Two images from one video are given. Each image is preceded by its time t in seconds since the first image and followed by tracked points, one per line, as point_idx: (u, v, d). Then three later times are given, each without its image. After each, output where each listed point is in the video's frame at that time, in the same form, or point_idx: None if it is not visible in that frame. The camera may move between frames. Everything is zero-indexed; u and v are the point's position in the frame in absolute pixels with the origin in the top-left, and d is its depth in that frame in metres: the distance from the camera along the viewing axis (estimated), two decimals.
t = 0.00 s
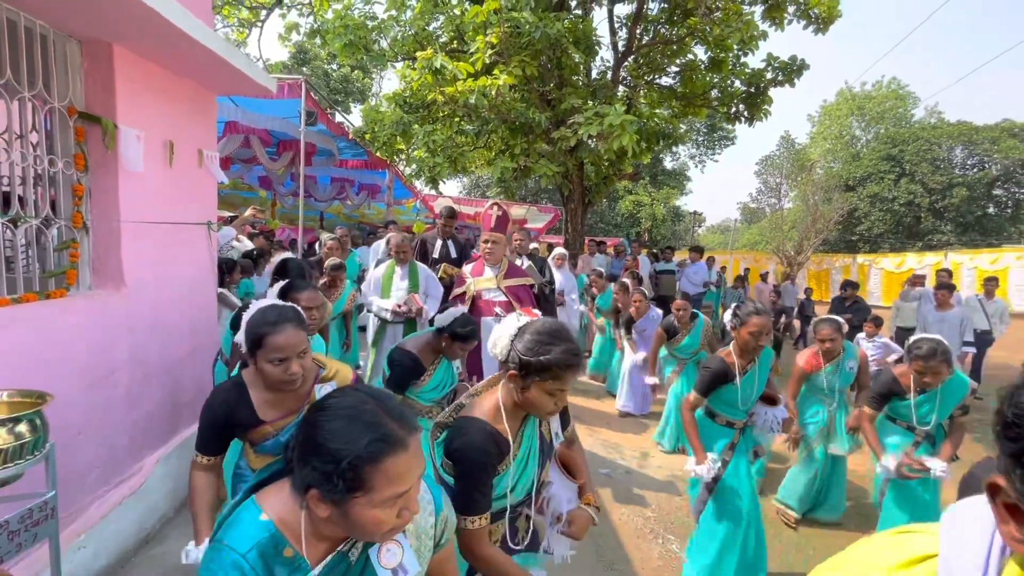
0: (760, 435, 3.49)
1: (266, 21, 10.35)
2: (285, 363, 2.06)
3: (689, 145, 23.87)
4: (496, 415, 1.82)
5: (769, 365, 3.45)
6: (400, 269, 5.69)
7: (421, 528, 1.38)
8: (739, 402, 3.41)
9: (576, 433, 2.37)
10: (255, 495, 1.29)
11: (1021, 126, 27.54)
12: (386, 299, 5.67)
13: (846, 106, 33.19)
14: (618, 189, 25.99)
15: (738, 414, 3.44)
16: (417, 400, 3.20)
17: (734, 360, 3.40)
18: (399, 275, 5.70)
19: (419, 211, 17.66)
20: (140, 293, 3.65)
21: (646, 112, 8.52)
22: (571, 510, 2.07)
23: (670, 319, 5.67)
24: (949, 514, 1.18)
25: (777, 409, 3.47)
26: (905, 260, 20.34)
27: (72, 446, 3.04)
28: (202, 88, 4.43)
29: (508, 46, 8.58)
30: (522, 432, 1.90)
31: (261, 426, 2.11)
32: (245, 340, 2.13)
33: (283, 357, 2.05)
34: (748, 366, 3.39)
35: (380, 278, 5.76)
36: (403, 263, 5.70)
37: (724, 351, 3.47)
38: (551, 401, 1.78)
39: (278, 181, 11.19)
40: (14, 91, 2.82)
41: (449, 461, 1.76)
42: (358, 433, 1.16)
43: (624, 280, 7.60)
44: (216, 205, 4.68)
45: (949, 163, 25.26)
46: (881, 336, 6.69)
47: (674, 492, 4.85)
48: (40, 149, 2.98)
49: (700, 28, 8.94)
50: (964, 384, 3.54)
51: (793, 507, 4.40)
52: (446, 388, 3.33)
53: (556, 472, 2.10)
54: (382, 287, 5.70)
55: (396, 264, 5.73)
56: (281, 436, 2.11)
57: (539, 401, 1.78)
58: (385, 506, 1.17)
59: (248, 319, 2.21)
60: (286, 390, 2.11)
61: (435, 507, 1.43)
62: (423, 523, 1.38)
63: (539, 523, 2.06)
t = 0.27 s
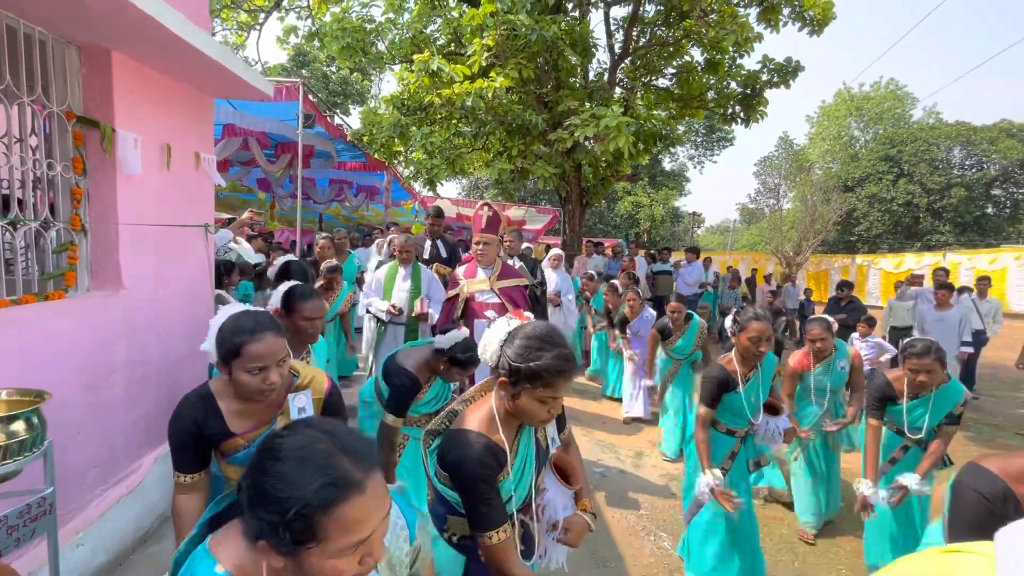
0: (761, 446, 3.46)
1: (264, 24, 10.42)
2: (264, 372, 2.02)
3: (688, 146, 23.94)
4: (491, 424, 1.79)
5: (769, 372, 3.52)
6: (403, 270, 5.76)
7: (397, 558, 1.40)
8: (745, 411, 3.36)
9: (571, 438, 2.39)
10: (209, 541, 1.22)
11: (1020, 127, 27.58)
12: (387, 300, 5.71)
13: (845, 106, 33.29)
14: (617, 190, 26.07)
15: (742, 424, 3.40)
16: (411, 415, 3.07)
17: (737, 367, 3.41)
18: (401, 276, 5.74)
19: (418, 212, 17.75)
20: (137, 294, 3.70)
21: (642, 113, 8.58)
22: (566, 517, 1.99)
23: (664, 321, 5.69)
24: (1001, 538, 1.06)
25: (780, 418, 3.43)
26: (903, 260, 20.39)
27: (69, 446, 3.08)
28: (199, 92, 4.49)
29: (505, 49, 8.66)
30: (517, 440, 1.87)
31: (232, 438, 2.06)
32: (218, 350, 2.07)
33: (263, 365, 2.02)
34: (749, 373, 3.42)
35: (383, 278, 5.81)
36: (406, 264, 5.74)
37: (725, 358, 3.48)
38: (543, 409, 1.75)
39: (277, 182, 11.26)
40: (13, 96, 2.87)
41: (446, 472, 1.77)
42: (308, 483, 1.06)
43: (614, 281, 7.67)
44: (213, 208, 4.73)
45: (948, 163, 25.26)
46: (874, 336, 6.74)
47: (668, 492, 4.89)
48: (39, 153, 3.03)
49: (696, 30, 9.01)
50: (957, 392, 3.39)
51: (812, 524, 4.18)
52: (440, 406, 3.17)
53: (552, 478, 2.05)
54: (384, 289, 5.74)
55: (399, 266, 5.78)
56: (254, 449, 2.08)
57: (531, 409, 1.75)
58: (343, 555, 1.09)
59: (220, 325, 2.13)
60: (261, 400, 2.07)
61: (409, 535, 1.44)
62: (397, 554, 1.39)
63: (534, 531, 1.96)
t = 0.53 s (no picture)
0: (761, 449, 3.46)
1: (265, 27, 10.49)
2: (259, 368, 2.06)
3: (688, 146, 23.97)
4: (491, 428, 1.82)
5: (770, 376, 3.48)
6: (406, 271, 5.78)
7: (381, 544, 1.42)
8: (740, 413, 3.42)
9: (578, 445, 2.37)
10: (202, 526, 1.28)
11: (1020, 126, 27.57)
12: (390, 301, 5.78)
13: (845, 106, 33.31)
14: (617, 191, 26.09)
15: (740, 426, 3.44)
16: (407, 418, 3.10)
17: (735, 370, 3.44)
18: (404, 277, 5.78)
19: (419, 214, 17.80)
20: (141, 294, 3.75)
21: (641, 114, 8.63)
22: (575, 524, 1.97)
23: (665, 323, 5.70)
24: None
25: (779, 421, 3.45)
26: (904, 260, 20.38)
27: (74, 445, 3.12)
28: (201, 95, 4.54)
29: (504, 50, 8.71)
30: (518, 446, 1.87)
31: (223, 439, 2.05)
32: (213, 345, 2.10)
33: (259, 362, 2.06)
34: (748, 376, 3.44)
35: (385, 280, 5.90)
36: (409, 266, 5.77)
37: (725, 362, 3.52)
38: (540, 413, 1.74)
39: (278, 184, 11.33)
40: (19, 100, 2.92)
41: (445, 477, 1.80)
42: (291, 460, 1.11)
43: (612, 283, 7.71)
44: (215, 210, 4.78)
45: (948, 163, 25.27)
46: (872, 335, 6.77)
47: (666, 490, 4.92)
48: (43, 156, 3.08)
49: (695, 31, 9.05)
50: (959, 381, 3.40)
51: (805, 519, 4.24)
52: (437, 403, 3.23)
53: (558, 483, 2.03)
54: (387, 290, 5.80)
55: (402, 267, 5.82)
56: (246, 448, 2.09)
57: (528, 412, 1.75)
58: (320, 528, 1.12)
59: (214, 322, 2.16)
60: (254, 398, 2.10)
61: (397, 524, 1.47)
62: (381, 535, 1.43)
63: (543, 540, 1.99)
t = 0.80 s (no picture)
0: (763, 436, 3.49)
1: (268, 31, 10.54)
2: (277, 343, 2.14)
3: (689, 147, 23.97)
4: (508, 409, 1.78)
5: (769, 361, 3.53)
6: (410, 277, 5.86)
7: (403, 510, 1.33)
8: (741, 399, 3.44)
9: (611, 441, 2.22)
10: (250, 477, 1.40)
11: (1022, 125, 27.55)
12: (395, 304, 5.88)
13: (846, 106, 33.29)
14: (618, 192, 26.12)
15: (741, 412, 3.49)
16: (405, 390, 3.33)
17: (734, 355, 3.46)
18: (408, 282, 5.86)
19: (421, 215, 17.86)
20: (150, 296, 3.80)
21: (643, 115, 8.66)
22: (605, 519, 1.89)
23: (676, 316, 5.69)
24: None
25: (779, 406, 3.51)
26: (906, 260, 20.38)
27: (86, 445, 3.17)
28: (207, 99, 4.59)
29: (506, 52, 8.75)
30: (538, 434, 1.80)
31: (247, 413, 2.17)
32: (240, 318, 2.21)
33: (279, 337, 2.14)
34: (746, 361, 3.47)
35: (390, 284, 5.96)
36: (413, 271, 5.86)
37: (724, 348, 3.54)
38: (554, 394, 1.68)
39: (281, 186, 11.38)
40: (31, 106, 2.97)
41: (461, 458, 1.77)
42: (311, 399, 1.29)
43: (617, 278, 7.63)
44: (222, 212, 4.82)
45: (950, 162, 25.27)
46: (875, 334, 6.79)
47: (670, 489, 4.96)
48: (55, 161, 3.13)
49: (696, 32, 9.08)
50: (974, 362, 3.36)
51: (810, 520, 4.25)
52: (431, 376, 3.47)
53: (585, 477, 1.96)
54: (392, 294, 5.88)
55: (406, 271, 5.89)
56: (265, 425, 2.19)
57: (539, 392, 1.69)
58: (325, 458, 1.24)
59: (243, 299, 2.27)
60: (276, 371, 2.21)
61: (422, 492, 1.37)
62: (405, 500, 1.33)
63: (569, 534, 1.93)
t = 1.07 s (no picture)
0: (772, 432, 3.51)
1: (272, 34, 10.60)
2: (308, 326, 2.31)
3: (691, 147, 23.99)
4: (532, 422, 1.73)
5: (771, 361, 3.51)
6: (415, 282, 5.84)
7: (437, 488, 1.48)
8: (749, 395, 3.47)
9: (653, 461, 2.10)
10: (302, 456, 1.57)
11: None
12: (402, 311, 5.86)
13: (848, 105, 33.29)
14: (620, 192, 26.14)
15: (750, 410, 3.51)
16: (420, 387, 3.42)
17: (738, 353, 3.48)
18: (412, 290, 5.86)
19: (424, 217, 17.92)
20: (163, 298, 3.84)
21: (646, 116, 8.69)
22: (637, 542, 1.73)
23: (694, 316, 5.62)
24: None
25: (788, 405, 3.54)
26: (909, 259, 20.35)
27: (103, 445, 3.22)
28: (219, 103, 4.64)
29: (510, 54, 8.77)
30: (563, 448, 1.73)
31: (278, 400, 2.23)
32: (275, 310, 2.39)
33: (308, 321, 2.31)
34: (752, 359, 3.48)
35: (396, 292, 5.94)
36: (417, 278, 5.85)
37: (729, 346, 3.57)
38: (573, 409, 1.64)
39: (285, 188, 11.44)
40: (48, 111, 3.02)
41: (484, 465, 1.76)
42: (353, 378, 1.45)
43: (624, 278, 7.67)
44: (233, 215, 4.87)
45: (952, 161, 25.26)
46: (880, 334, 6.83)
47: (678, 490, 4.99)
48: (72, 166, 3.17)
49: (699, 33, 9.11)
50: (988, 365, 3.38)
51: (817, 518, 4.26)
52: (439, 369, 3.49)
53: (620, 496, 1.85)
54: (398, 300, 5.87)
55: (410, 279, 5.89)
56: (298, 411, 2.21)
57: (561, 408, 1.66)
58: (373, 419, 1.42)
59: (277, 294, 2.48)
60: (307, 356, 2.32)
61: (454, 474, 1.52)
62: (439, 480, 1.48)
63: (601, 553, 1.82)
